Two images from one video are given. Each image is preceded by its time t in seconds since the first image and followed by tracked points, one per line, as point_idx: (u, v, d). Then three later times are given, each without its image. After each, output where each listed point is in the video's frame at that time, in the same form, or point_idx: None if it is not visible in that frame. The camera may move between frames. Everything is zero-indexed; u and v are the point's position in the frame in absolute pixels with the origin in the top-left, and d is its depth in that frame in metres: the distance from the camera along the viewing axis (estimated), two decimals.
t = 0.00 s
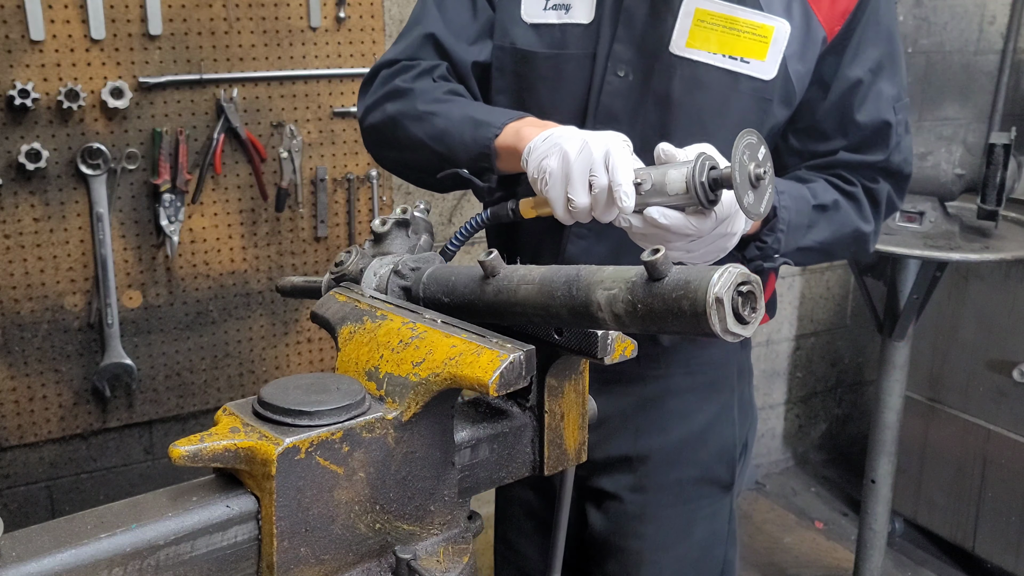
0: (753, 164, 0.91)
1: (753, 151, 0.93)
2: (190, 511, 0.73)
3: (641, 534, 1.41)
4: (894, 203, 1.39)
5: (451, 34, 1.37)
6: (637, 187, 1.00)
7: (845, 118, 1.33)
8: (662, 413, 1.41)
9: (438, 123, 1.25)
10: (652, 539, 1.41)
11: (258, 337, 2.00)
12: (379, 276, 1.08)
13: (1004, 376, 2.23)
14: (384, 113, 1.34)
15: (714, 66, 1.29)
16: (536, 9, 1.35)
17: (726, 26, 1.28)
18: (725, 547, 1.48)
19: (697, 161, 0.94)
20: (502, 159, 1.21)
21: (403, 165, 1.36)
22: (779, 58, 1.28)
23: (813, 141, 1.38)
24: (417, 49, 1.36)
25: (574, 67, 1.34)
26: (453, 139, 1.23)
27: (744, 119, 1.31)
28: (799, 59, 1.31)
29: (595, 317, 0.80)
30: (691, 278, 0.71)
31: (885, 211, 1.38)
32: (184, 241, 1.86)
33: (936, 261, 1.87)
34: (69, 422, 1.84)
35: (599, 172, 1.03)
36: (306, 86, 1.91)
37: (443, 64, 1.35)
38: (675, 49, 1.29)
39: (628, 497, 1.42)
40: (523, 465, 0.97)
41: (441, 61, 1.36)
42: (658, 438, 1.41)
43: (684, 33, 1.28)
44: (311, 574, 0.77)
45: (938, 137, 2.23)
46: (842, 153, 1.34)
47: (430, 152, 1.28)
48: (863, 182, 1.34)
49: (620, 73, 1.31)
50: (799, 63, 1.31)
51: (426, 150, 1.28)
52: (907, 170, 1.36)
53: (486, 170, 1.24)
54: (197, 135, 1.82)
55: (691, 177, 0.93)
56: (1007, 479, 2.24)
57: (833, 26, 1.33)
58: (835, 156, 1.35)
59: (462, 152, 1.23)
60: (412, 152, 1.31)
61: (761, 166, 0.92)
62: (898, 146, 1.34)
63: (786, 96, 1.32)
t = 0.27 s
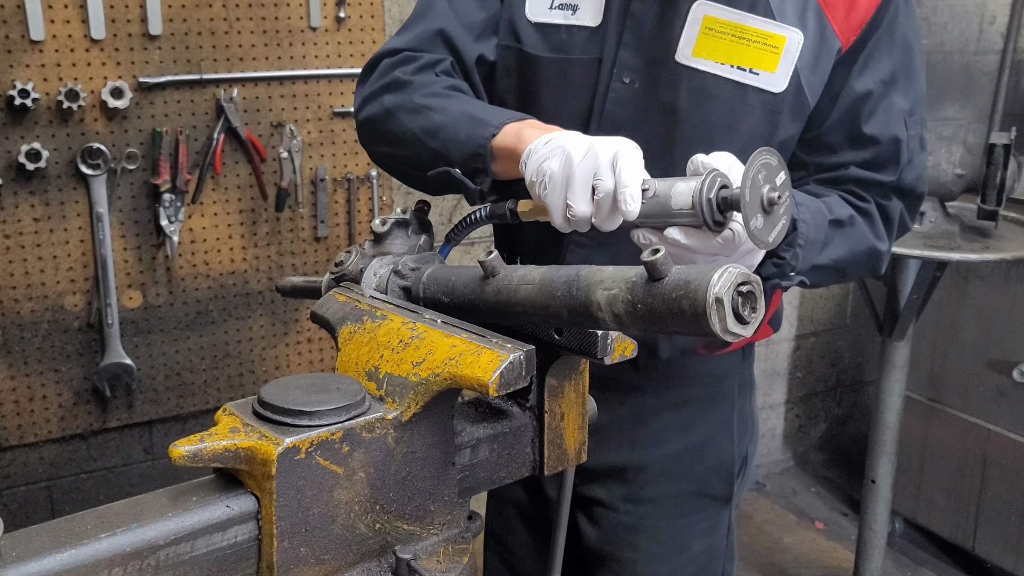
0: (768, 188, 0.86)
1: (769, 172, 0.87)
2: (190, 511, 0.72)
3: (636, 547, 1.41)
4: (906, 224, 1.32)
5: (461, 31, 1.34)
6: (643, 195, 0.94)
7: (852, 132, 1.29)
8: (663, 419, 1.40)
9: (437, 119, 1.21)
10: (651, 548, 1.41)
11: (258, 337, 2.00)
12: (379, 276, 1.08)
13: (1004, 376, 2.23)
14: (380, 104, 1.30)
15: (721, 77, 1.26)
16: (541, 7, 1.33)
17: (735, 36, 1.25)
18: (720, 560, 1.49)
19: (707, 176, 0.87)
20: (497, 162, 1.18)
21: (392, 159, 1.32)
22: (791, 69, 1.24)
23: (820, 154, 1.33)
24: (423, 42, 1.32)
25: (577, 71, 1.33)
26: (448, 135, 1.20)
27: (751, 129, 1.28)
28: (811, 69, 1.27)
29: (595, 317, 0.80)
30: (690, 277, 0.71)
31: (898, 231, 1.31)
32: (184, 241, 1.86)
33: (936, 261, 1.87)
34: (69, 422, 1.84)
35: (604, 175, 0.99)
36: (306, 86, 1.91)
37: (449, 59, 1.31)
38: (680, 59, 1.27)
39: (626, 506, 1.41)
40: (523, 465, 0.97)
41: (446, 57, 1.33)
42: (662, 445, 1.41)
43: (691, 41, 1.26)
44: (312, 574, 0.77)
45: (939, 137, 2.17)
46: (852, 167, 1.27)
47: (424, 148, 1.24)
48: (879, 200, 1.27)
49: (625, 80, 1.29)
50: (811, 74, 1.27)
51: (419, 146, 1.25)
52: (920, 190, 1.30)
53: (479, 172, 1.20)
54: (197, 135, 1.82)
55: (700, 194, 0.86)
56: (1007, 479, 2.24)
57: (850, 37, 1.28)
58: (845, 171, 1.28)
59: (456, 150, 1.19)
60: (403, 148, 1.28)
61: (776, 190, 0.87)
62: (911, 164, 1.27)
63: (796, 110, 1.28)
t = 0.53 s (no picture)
0: (770, 215, 0.86)
1: (771, 199, 0.87)
2: (189, 511, 0.72)
3: (633, 551, 1.41)
4: (896, 235, 1.32)
5: (457, 37, 1.32)
6: (641, 220, 0.93)
7: (845, 142, 1.26)
8: (667, 422, 1.39)
9: (427, 130, 1.18)
10: (647, 553, 1.41)
11: (258, 337, 2.00)
12: (379, 277, 1.08)
13: (1004, 376, 2.23)
14: (371, 115, 1.27)
15: (718, 87, 1.26)
16: (534, 10, 1.33)
17: (732, 45, 1.24)
18: (715, 564, 1.49)
19: (707, 203, 0.86)
20: (489, 176, 1.16)
21: (383, 170, 1.29)
22: (790, 80, 1.22)
23: (811, 164, 1.31)
24: (417, 50, 1.29)
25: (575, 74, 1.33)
26: (438, 148, 1.17)
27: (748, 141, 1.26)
28: (811, 80, 1.24)
29: (595, 317, 0.79)
30: (691, 277, 0.71)
31: (887, 243, 1.31)
32: (184, 241, 1.86)
33: (937, 261, 1.86)
34: (69, 422, 1.83)
35: (602, 197, 0.98)
36: (306, 86, 1.91)
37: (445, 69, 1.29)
38: (675, 67, 1.26)
39: (623, 511, 1.42)
40: (523, 466, 0.97)
41: (440, 66, 1.30)
42: (662, 449, 1.40)
43: (687, 50, 1.25)
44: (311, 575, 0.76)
45: (939, 137, 2.16)
46: (841, 178, 1.26)
47: (414, 161, 1.21)
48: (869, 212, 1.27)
49: (619, 87, 1.30)
50: (810, 85, 1.24)
51: (409, 158, 1.22)
52: (915, 203, 1.29)
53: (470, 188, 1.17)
54: (197, 135, 1.82)
55: (699, 220, 0.85)
56: (1008, 478, 2.24)
57: (850, 46, 1.25)
58: (835, 182, 1.27)
59: (447, 165, 1.17)
60: (393, 158, 1.25)
61: (778, 218, 0.87)
62: (903, 175, 1.26)
63: (794, 122, 1.26)
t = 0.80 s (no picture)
0: (770, 222, 0.86)
1: (771, 207, 0.87)
2: (190, 511, 0.72)
3: (624, 549, 1.41)
4: (887, 241, 1.33)
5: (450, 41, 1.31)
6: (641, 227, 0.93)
7: (832, 149, 1.28)
8: (661, 420, 1.40)
9: (423, 137, 1.18)
10: (640, 553, 1.41)
11: (258, 337, 2.00)
12: (379, 276, 1.08)
13: (1004, 376, 2.23)
14: (366, 120, 1.26)
15: (705, 94, 1.25)
16: (523, 12, 1.33)
17: (721, 52, 1.24)
18: (710, 562, 1.49)
19: (706, 210, 0.85)
20: (487, 182, 1.15)
21: (377, 176, 1.29)
22: (779, 88, 1.23)
23: (798, 171, 1.33)
24: (411, 53, 1.28)
25: (568, 76, 1.33)
26: (435, 154, 1.17)
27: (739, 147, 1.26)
28: (800, 88, 1.24)
29: (595, 317, 0.79)
30: (691, 277, 0.71)
31: (877, 249, 1.32)
32: (184, 241, 1.86)
33: (936, 261, 1.87)
34: (68, 422, 1.83)
35: (603, 209, 0.97)
36: (306, 86, 1.91)
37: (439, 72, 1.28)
38: (663, 74, 1.25)
39: (615, 509, 1.42)
40: (523, 466, 0.97)
41: (434, 69, 1.29)
42: (658, 448, 1.41)
43: (675, 56, 1.24)
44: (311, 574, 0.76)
45: (939, 137, 2.18)
46: (830, 185, 1.27)
47: (411, 167, 1.21)
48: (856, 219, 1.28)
49: (609, 92, 1.30)
50: (799, 93, 1.25)
51: (405, 164, 1.22)
52: (905, 210, 1.30)
53: (467, 195, 1.17)
54: (197, 135, 1.82)
55: (697, 228, 0.85)
56: (1007, 478, 2.24)
57: (838, 54, 1.25)
58: (824, 189, 1.28)
59: (444, 171, 1.17)
60: (387, 163, 1.25)
61: (777, 225, 0.87)
62: (891, 182, 1.26)
63: (784, 130, 1.27)
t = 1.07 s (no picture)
0: (770, 224, 0.86)
1: (772, 208, 0.87)
2: (190, 511, 0.72)
3: (624, 548, 1.41)
4: (880, 241, 1.33)
5: (448, 40, 1.31)
6: (642, 230, 0.92)
7: (824, 152, 1.28)
8: (658, 420, 1.40)
9: (422, 138, 1.18)
10: (640, 551, 1.41)
11: (258, 337, 2.00)
12: (379, 276, 1.08)
13: (1004, 376, 2.23)
14: (364, 119, 1.26)
15: (698, 99, 1.25)
16: (517, 15, 1.33)
17: (714, 57, 1.23)
18: (710, 560, 1.49)
19: (707, 212, 0.85)
20: (488, 186, 1.15)
21: (372, 175, 1.29)
22: (772, 92, 1.22)
23: (791, 174, 1.32)
24: (410, 53, 1.28)
25: (561, 80, 1.34)
26: (435, 155, 1.17)
27: (730, 152, 1.25)
28: (793, 92, 1.24)
29: (595, 318, 0.79)
30: (691, 278, 0.71)
31: (870, 248, 1.32)
32: (184, 241, 1.86)
33: (937, 261, 1.87)
34: (68, 422, 1.83)
35: (605, 210, 0.96)
36: (306, 86, 1.91)
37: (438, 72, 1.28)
38: (656, 79, 1.25)
39: (614, 509, 1.41)
40: (523, 466, 0.97)
41: (433, 69, 1.29)
42: (657, 448, 1.41)
43: (668, 62, 1.24)
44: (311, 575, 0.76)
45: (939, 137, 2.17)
46: (821, 187, 1.27)
47: (409, 167, 1.20)
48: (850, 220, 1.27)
49: (602, 96, 1.30)
50: (792, 96, 1.24)
51: (401, 165, 1.22)
52: (899, 211, 1.29)
53: (469, 198, 1.16)
54: (197, 135, 1.82)
55: (698, 230, 0.85)
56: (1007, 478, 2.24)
57: (830, 56, 1.24)
58: (816, 191, 1.27)
59: (445, 173, 1.16)
60: (383, 165, 1.25)
61: (778, 226, 0.87)
62: (883, 185, 1.26)
63: (777, 134, 1.26)
